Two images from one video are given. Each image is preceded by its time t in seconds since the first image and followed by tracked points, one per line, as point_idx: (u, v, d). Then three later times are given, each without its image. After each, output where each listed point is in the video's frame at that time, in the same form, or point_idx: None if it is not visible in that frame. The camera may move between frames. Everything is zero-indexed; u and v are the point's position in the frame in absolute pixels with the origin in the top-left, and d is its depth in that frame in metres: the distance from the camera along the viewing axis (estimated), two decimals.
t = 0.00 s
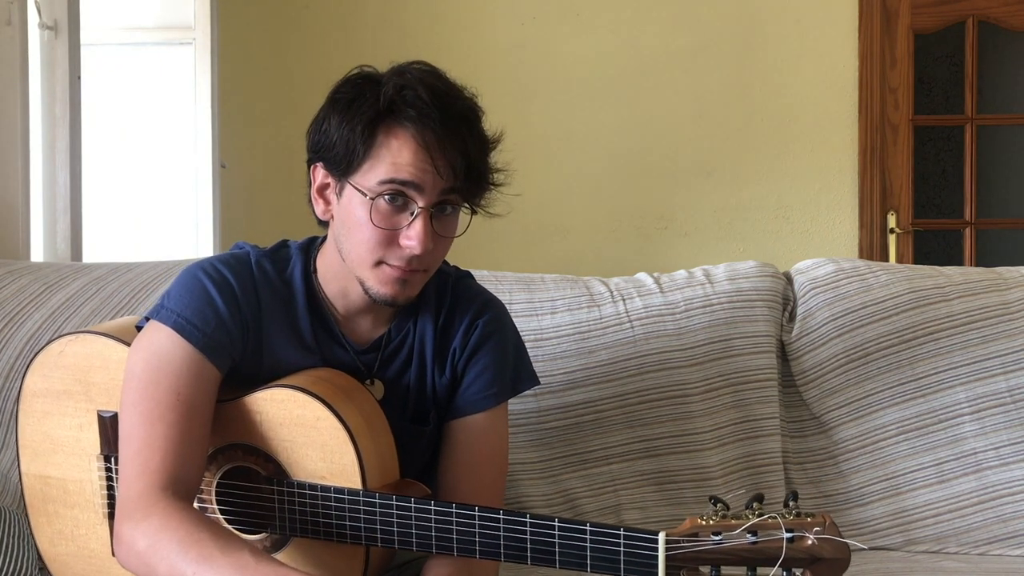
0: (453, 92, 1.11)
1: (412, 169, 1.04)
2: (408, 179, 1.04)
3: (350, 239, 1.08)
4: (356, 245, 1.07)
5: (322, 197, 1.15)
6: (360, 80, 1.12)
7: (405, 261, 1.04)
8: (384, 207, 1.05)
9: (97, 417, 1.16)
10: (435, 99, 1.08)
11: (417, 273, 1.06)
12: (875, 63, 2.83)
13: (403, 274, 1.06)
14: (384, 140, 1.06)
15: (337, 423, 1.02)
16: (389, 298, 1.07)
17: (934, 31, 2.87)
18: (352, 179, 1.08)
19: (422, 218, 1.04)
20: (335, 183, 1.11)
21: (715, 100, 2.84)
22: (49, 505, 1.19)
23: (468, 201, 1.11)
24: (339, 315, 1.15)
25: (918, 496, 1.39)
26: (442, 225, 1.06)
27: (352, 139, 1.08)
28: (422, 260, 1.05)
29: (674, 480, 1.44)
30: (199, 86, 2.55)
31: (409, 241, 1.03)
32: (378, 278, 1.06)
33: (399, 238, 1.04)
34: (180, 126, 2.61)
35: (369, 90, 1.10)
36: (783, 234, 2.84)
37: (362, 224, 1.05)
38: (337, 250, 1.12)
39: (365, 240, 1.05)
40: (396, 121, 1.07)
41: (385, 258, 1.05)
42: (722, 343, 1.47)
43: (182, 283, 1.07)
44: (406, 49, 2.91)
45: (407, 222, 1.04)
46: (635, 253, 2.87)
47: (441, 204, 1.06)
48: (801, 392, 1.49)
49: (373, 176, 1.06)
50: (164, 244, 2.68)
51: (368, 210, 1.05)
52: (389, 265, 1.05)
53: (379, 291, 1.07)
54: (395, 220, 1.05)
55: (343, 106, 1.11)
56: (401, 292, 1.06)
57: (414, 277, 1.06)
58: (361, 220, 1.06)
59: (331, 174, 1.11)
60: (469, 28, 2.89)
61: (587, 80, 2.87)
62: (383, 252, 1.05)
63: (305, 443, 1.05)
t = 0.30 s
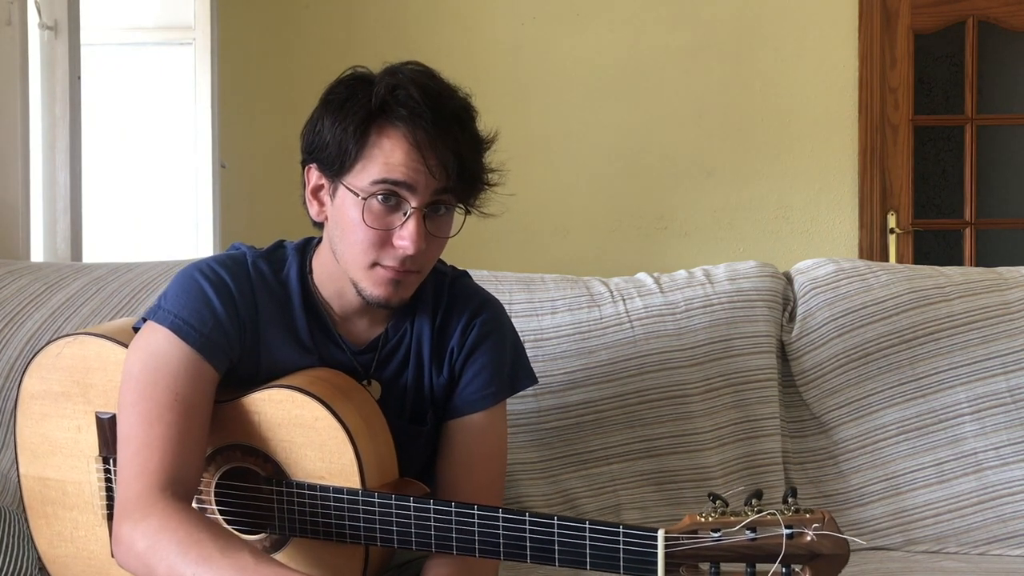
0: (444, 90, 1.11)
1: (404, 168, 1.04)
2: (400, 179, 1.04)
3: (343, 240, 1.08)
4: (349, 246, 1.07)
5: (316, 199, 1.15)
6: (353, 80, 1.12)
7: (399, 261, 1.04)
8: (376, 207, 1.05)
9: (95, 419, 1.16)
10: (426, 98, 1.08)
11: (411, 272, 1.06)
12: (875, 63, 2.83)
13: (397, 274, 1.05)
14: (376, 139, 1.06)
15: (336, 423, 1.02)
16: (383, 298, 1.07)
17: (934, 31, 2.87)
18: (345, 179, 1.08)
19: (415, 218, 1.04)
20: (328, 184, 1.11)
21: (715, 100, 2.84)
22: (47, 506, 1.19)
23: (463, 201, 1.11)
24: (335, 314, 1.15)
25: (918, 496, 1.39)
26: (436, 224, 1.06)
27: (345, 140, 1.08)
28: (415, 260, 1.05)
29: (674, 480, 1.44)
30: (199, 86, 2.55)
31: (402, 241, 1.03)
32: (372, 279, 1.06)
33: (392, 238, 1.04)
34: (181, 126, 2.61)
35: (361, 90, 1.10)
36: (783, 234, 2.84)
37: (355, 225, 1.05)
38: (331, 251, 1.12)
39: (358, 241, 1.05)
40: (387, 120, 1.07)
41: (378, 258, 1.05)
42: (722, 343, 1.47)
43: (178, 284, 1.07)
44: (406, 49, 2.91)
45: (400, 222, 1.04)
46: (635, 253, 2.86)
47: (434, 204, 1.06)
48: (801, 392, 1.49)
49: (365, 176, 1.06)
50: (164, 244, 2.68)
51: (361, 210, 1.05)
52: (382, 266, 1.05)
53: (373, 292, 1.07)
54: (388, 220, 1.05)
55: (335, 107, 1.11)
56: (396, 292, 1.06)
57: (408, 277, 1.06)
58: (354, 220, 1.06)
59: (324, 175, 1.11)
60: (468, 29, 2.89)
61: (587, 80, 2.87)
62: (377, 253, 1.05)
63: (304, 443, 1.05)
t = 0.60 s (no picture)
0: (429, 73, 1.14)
1: (386, 133, 1.06)
2: (382, 144, 1.06)
3: (327, 216, 1.08)
4: (333, 219, 1.07)
5: (304, 187, 1.17)
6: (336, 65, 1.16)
7: (382, 227, 1.04)
8: (359, 174, 1.06)
9: (78, 431, 1.16)
10: (407, 75, 1.11)
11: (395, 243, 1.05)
12: (875, 63, 2.83)
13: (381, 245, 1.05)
14: (358, 112, 1.09)
15: (316, 431, 1.03)
16: (368, 273, 1.06)
17: (934, 31, 2.87)
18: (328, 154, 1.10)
19: (396, 181, 1.05)
20: (313, 167, 1.13)
21: (714, 100, 2.84)
22: (38, 515, 1.18)
23: (448, 181, 1.12)
24: (327, 319, 1.15)
25: (918, 496, 1.39)
26: (419, 196, 1.07)
27: (327, 116, 1.10)
28: (398, 226, 1.05)
29: (674, 479, 1.44)
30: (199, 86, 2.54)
31: (384, 206, 1.04)
32: (356, 250, 1.06)
33: (373, 203, 1.05)
34: (180, 126, 2.61)
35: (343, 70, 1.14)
36: (783, 234, 2.84)
37: (338, 195, 1.06)
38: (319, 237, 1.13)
39: (342, 212, 1.06)
40: (369, 95, 1.10)
41: (360, 227, 1.06)
42: (722, 343, 1.47)
43: (167, 298, 1.07)
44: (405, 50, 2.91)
45: (382, 187, 1.05)
46: (635, 253, 2.86)
47: (417, 174, 1.07)
48: (802, 392, 1.49)
49: (348, 146, 1.08)
50: (164, 244, 2.68)
51: (343, 180, 1.06)
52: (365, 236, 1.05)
53: (358, 267, 1.06)
54: (370, 187, 1.06)
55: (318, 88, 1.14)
56: (379, 264, 1.05)
57: (391, 249, 1.05)
58: (337, 190, 1.07)
59: (310, 158, 1.13)
60: (467, 29, 2.89)
61: (586, 81, 2.87)
62: (359, 222, 1.06)
63: (287, 452, 1.05)
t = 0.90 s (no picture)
0: (451, 82, 1.13)
1: (397, 141, 1.06)
2: (393, 151, 1.06)
3: (334, 219, 1.09)
4: (340, 224, 1.07)
5: (317, 186, 1.17)
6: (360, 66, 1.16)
7: (385, 237, 1.04)
8: (367, 180, 1.06)
9: (81, 424, 1.16)
10: (427, 83, 1.10)
11: (398, 254, 1.05)
12: (875, 63, 2.83)
13: (383, 255, 1.04)
14: (373, 117, 1.09)
15: (319, 436, 1.03)
16: (368, 281, 1.05)
17: (934, 31, 2.87)
18: (342, 157, 1.10)
19: (403, 192, 1.04)
20: (327, 167, 1.14)
21: (714, 100, 2.84)
22: (41, 506, 1.19)
23: (459, 194, 1.10)
24: (335, 324, 1.15)
25: (918, 497, 1.39)
26: (425, 208, 1.06)
27: (344, 118, 1.11)
28: (401, 237, 1.04)
29: (674, 479, 1.44)
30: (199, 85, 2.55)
31: (389, 215, 1.03)
32: (358, 256, 1.05)
33: (379, 212, 1.05)
34: (180, 126, 2.61)
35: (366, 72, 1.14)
36: (783, 234, 2.84)
37: (346, 200, 1.06)
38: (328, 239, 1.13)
39: (348, 218, 1.06)
40: (385, 101, 1.09)
41: (365, 235, 1.05)
42: (722, 343, 1.47)
43: (176, 295, 1.06)
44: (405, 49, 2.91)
45: (389, 197, 1.05)
46: (635, 253, 2.86)
47: (425, 185, 1.06)
48: (801, 392, 1.49)
49: (360, 151, 1.08)
50: (164, 244, 2.68)
51: (352, 185, 1.06)
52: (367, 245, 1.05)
53: (359, 274, 1.06)
54: (377, 195, 1.05)
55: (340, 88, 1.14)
56: (379, 272, 1.05)
57: (393, 259, 1.05)
58: (345, 193, 1.07)
59: (325, 158, 1.14)
60: (467, 29, 2.89)
61: (587, 81, 2.87)
62: (363, 229, 1.05)
63: (290, 456, 1.05)
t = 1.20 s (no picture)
0: (463, 86, 1.13)
1: (409, 145, 1.06)
2: (405, 156, 1.06)
3: (344, 222, 1.08)
4: (348, 226, 1.08)
5: (326, 186, 1.17)
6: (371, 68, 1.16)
7: (396, 241, 1.04)
8: (378, 184, 1.06)
9: (84, 423, 1.16)
10: (440, 89, 1.10)
11: (409, 258, 1.05)
12: (875, 63, 2.83)
13: (394, 258, 1.05)
14: (385, 121, 1.08)
15: (324, 437, 1.03)
16: (378, 284, 1.06)
17: (934, 31, 2.87)
18: (352, 159, 1.10)
19: (414, 196, 1.05)
20: (337, 168, 1.13)
21: (714, 100, 2.84)
22: (42, 504, 1.19)
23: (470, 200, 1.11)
24: (340, 324, 1.15)
25: (918, 496, 1.39)
26: (436, 212, 1.06)
27: (355, 120, 1.10)
28: (412, 242, 1.04)
29: (674, 479, 1.44)
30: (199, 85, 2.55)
31: (400, 219, 1.04)
32: (369, 260, 1.06)
33: (389, 215, 1.05)
34: (180, 126, 2.61)
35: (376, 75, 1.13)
36: (783, 234, 2.84)
37: (356, 202, 1.06)
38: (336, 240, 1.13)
39: (358, 220, 1.06)
40: (398, 106, 1.09)
41: (375, 238, 1.06)
42: (722, 343, 1.47)
43: (183, 293, 1.07)
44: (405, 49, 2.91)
45: (400, 200, 1.05)
46: (635, 253, 2.86)
47: (435, 189, 1.06)
48: (802, 392, 1.49)
49: (371, 154, 1.08)
50: (164, 244, 2.68)
51: (362, 188, 1.06)
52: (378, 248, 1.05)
53: (368, 277, 1.06)
54: (387, 198, 1.05)
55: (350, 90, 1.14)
56: (389, 275, 1.05)
57: (404, 263, 1.05)
58: (356, 197, 1.07)
59: (335, 159, 1.14)
60: (467, 29, 2.89)
61: (587, 81, 2.87)
62: (374, 232, 1.05)
63: (294, 457, 1.05)
